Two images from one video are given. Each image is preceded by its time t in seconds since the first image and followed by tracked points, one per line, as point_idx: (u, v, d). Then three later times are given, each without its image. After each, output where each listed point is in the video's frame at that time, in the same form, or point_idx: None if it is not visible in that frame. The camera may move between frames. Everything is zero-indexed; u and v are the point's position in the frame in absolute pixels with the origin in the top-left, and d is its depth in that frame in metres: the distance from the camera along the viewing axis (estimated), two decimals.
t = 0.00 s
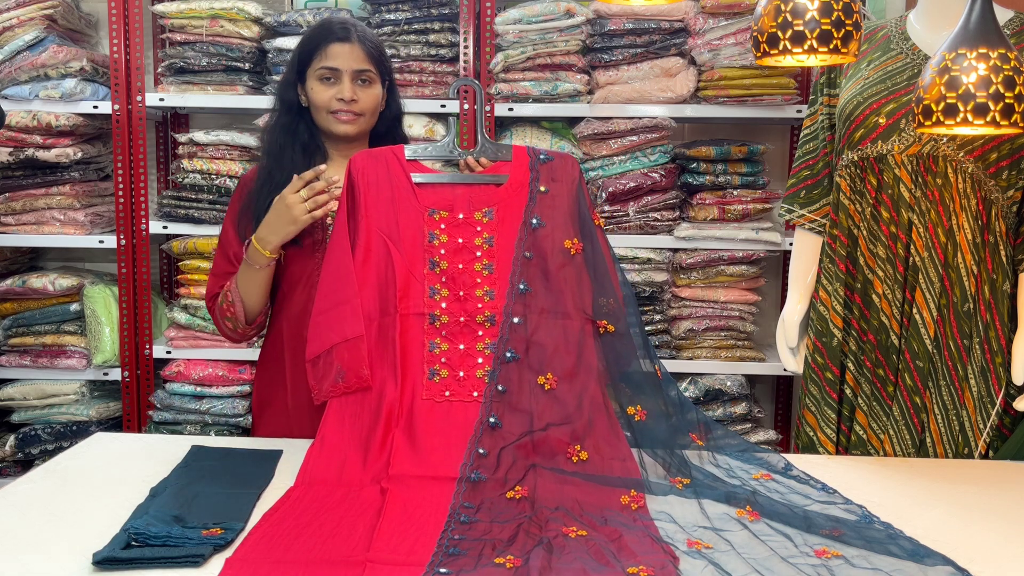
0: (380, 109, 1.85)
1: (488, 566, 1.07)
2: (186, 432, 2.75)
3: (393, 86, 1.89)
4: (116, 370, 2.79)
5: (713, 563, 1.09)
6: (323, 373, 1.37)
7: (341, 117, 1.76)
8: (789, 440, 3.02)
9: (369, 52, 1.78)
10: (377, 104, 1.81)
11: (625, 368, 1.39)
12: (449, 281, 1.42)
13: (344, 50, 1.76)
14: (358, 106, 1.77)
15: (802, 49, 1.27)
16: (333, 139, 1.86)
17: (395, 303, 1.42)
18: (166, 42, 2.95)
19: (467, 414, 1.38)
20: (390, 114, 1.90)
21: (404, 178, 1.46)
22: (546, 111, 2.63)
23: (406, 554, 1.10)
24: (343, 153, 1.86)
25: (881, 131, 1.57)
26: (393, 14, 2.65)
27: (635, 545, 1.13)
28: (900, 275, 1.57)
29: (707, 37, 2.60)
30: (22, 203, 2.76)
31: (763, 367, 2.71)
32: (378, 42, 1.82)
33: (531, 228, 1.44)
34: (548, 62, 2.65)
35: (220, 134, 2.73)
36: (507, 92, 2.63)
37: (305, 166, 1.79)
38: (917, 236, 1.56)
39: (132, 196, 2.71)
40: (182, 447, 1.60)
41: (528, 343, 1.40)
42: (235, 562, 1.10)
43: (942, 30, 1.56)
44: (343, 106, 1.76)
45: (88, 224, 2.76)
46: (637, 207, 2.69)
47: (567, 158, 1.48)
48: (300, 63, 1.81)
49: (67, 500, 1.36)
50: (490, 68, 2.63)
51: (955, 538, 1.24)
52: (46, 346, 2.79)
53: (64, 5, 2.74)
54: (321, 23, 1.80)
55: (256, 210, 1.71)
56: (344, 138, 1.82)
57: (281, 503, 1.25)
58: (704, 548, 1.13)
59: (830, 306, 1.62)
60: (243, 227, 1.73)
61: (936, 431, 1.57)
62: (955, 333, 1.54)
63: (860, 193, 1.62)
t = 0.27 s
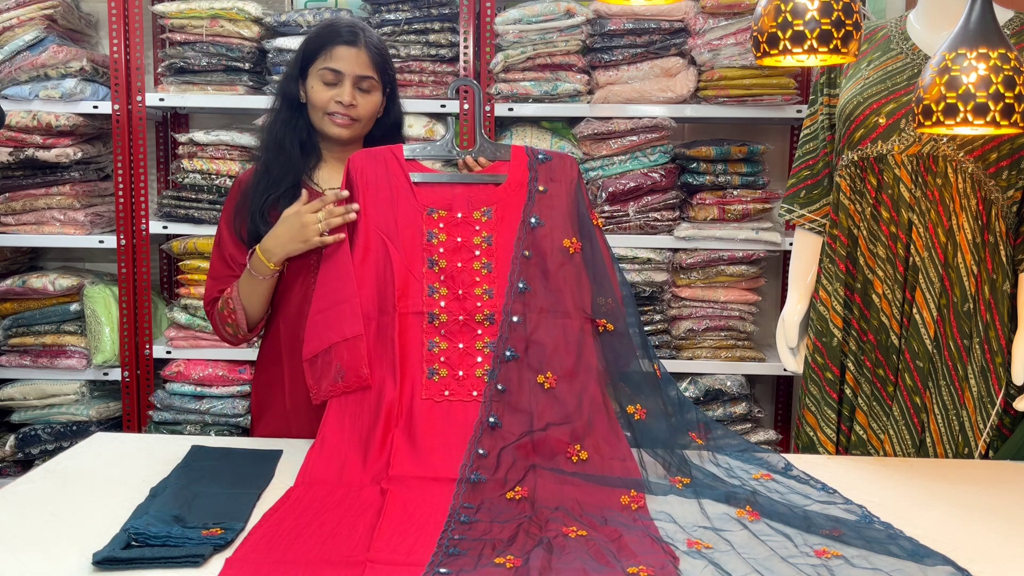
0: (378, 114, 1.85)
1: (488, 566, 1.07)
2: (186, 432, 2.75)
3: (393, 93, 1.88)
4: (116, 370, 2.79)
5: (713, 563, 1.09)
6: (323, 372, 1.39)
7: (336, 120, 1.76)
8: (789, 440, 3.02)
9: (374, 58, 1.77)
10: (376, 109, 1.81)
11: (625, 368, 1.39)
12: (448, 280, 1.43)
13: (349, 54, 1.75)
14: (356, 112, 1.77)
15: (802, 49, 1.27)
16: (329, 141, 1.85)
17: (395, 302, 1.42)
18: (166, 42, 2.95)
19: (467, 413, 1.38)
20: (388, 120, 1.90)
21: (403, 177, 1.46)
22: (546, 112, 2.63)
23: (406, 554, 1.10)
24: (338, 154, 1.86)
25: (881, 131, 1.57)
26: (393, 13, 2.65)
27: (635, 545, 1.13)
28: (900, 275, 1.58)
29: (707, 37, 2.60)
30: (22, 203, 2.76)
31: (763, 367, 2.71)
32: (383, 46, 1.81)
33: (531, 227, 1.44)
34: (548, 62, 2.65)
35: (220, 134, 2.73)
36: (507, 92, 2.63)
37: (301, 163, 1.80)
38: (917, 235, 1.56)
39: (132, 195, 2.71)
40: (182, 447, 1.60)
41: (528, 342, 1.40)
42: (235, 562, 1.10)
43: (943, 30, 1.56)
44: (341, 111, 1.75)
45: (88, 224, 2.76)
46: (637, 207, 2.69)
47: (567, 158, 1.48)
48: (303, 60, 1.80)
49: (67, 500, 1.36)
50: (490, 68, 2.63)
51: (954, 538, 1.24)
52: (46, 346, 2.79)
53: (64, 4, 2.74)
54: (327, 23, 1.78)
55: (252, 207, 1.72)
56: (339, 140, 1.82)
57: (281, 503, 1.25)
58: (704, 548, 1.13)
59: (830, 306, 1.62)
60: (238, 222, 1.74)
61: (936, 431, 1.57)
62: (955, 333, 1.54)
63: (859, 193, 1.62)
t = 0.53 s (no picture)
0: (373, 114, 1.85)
1: (488, 566, 1.07)
2: (186, 432, 2.75)
3: (385, 88, 1.89)
4: (116, 370, 2.79)
5: (713, 563, 1.09)
6: (323, 371, 1.39)
7: (334, 123, 1.77)
8: (789, 440, 3.02)
9: (366, 58, 1.78)
10: (371, 110, 1.81)
11: (625, 367, 1.39)
12: (448, 280, 1.43)
13: (341, 55, 1.75)
14: (352, 114, 1.77)
15: (802, 49, 1.27)
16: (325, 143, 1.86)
17: (395, 301, 1.42)
18: (166, 42, 2.95)
19: (467, 412, 1.38)
20: (383, 116, 1.90)
21: (404, 177, 1.46)
22: (546, 111, 2.63)
23: (406, 554, 1.10)
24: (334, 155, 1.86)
25: (881, 131, 1.57)
26: (393, 13, 2.65)
27: (635, 545, 1.13)
28: (900, 275, 1.58)
29: (707, 37, 2.60)
30: (22, 203, 2.76)
31: (763, 367, 2.71)
32: (374, 46, 1.81)
33: (531, 227, 1.44)
34: (548, 62, 2.65)
35: (220, 134, 2.74)
36: (506, 92, 2.63)
37: (299, 168, 1.80)
38: (917, 235, 1.56)
39: (132, 195, 2.71)
40: (182, 447, 1.60)
41: (528, 342, 1.39)
42: (235, 562, 1.10)
43: (943, 30, 1.56)
44: (337, 115, 1.76)
45: (88, 224, 2.76)
46: (637, 207, 2.69)
47: (566, 157, 1.48)
48: (295, 62, 1.80)
49: (68, 500, 1.36)
50: (490, 68, 2.63)
51: (954, 538, 1.24)
52: (46, 346, 2.79)
53: (64, 4, 2.74)
54: (316, 24, 1.78)
55: (249, 213, 1.72)
56: (336, 143, 1.83)
57: (281, 503, 1.25)
58: (704, 548, 1.13)
59: (830, 306, 1.62)
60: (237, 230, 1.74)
61: (936, 431, 1.57)
62: (955, 333, 1.54)
63: (859, 193, 1.62)
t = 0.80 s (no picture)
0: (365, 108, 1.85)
1: (488, 566, 1.07)
2: (186, 432, 2.75)
3: (374, 82, 1.89)
4: (116, 370, 2.79)
5: (713, 563, 1.09)
6: (323, 369, 1.39)
7: (326, 118, 1.76)
8: (789, 440, 3.02)
9: (350, 51, 1.78)
10: (362, 103, 1.81)
11: (625, 366, 1.39)
12: (449, 278, 1.43)
13: (325, 50, 1.75)
14: (342, 107, 1.77)
15: (802, 49, 1.27)
16: (319, 143, 1.86)
17: (395, 299, 1.42)
18: (166, 42, 2.95)
19: (466, 411, 1.38)
20: (374, 110, 1.91)
21: (404, 175, 1.46)
22: (546, 111, 2.63)
23: (406, 554, 1.10)
24: (330, 154, 1.86)
25: (882, 131, 1.57)
26: (393, 14, 2.65)
27: (635, 545, 1.13)
28: (900, 275, 1.58)
29: (707, 37, 2.60)
30: (22, 203, 2.76)
31: (763, 367, 2.71)
32: (358, 40, 1.82)
33: (531, 225, 1.44)
34: (548, 62, 2.65)
35: (220, 134, 2.74)
36: (506, 92, 2.63)
37: (295, 171, 1.80)
38: (917, 234, 1.56)
39: (132, 195, 2.71)
40: (182, 447, 1.60)
41: (528, 340, 1.39)
42: (235, 562, 1.10)
43: (943, 30, 1.57)
44: (327, 109, 1.76)
45: (88, 224, 2.76)
46: (637, 207, 2.69)
47: (567, 155, 1.48)
48: (281, 63, 1.80)
49: (68, 501, 1.36)
50: (490, 68, 2.63)
51: (954, 538, 1.24)
52: (46, 346, 2.79)
53: (64, 4, 2.74)
54: (298, 24, 1.79)
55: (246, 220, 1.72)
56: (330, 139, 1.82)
57: (281, 503, 1.25)
58: (704, 548, 1.13)
59: (830, 306, 1.62)
60: (236, 237, 1.74)
61: (936, 431, 1.57)
62: (955, 333, 1.54)
63: (859, 192, 1.62)
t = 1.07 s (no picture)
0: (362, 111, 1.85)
1: (488, 566, 1.07)
2: (186, 432, 2.75)
3: (371, 80, 1.89)
4: (116, 370, 2.79)
5: (713, 564, 1.09)
6: (322, 368, 1.38)
7: (325, 125, 1.77)
8: (789, 440, 3.02)
9: (347, 56, 1.77)
10: (360, 107, 1.81)
11: (625, 365, 1.39)
12: (448, 276, 1.43)
13: (323, 57, 1.74)
14: (341, 114, 1.77)
15: (802, 49, 1.27)
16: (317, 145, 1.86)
17: (394, 297, 1.42)
18: (166, 42, 2.95)
19: (466, 409, 1.38)
20: (371, 108, 1.92)
21: (404, 174, 1.46)
22: (546, 112, 2.63)
23: (406, 554, 1.10)
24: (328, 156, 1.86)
25: (881, 131, 1.57)
26: (393, 14, 2.65)
27: (635, 545, 1.13)
28: (900, 274, 1.57)
29: (707, 37, 2.60)
30: (22, 203, 2.76)
31: (763, 367, 2.71)
32: (354, 43, 1.81)
33: (531, 224, 1.43)
34: (548, 62, 2.65)
35: (220, 134, 2.74)
36: (507, 92, 2.63)
37: (292, 175, 1.80)
38: (917, 234, 1.56)
39: (132, 195, 2.71)
40: (182, 447, 1.60)
41: (528, 339, 1.39)
42: (235, 562, 1.10)
43: (943, 30, 1.57)
44: (326, 117, 1.76)
45: (88, 224, 2.76)
46: (637, 207, 2.69)
47: (567, 153, 1.48)
48: (278, 68, 1.79)
49: (68, 501, 1.36)
50: (490, 68, 2.63)
51: (954, 538, 1.24)
52: (46, 346, 2.79)
53: (64, 5, 2.74)
54: (292, 27, 1.77)
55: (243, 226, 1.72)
56: (327, 145, 1.83)
57: (281, 504, 1.25)
58: (704, 548, 1.13)
59: (830, 306, 1.62)
60: (234, 242, 1.75)
61: (936, 431, 1.57)
62: (955, 332, 1.54)
63: (859, 192, 1.62)
